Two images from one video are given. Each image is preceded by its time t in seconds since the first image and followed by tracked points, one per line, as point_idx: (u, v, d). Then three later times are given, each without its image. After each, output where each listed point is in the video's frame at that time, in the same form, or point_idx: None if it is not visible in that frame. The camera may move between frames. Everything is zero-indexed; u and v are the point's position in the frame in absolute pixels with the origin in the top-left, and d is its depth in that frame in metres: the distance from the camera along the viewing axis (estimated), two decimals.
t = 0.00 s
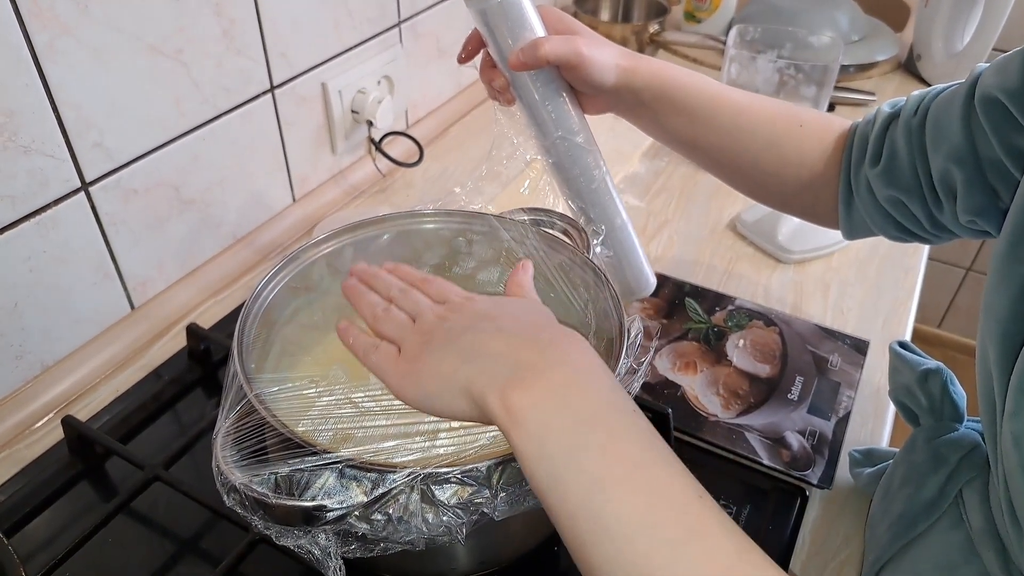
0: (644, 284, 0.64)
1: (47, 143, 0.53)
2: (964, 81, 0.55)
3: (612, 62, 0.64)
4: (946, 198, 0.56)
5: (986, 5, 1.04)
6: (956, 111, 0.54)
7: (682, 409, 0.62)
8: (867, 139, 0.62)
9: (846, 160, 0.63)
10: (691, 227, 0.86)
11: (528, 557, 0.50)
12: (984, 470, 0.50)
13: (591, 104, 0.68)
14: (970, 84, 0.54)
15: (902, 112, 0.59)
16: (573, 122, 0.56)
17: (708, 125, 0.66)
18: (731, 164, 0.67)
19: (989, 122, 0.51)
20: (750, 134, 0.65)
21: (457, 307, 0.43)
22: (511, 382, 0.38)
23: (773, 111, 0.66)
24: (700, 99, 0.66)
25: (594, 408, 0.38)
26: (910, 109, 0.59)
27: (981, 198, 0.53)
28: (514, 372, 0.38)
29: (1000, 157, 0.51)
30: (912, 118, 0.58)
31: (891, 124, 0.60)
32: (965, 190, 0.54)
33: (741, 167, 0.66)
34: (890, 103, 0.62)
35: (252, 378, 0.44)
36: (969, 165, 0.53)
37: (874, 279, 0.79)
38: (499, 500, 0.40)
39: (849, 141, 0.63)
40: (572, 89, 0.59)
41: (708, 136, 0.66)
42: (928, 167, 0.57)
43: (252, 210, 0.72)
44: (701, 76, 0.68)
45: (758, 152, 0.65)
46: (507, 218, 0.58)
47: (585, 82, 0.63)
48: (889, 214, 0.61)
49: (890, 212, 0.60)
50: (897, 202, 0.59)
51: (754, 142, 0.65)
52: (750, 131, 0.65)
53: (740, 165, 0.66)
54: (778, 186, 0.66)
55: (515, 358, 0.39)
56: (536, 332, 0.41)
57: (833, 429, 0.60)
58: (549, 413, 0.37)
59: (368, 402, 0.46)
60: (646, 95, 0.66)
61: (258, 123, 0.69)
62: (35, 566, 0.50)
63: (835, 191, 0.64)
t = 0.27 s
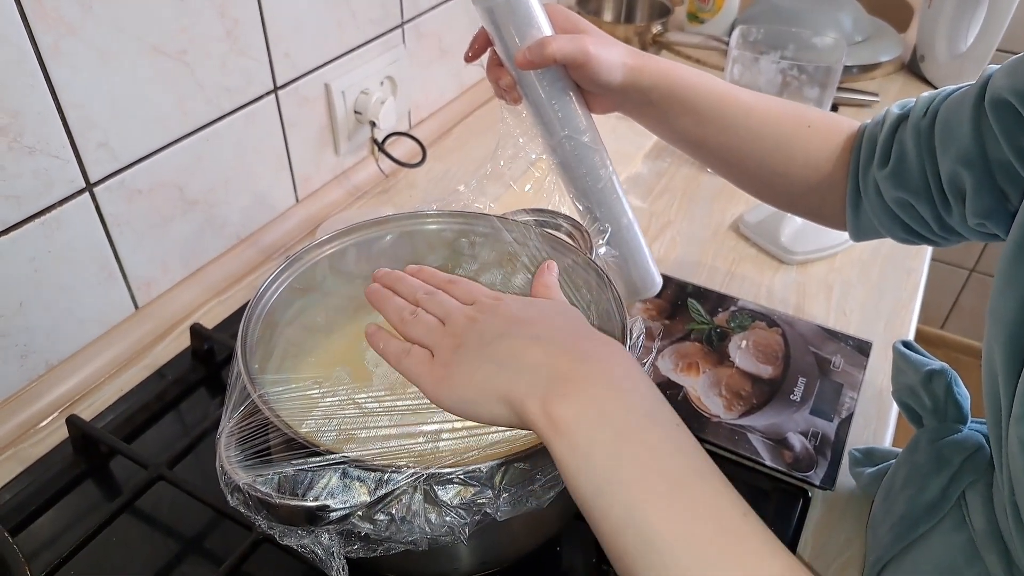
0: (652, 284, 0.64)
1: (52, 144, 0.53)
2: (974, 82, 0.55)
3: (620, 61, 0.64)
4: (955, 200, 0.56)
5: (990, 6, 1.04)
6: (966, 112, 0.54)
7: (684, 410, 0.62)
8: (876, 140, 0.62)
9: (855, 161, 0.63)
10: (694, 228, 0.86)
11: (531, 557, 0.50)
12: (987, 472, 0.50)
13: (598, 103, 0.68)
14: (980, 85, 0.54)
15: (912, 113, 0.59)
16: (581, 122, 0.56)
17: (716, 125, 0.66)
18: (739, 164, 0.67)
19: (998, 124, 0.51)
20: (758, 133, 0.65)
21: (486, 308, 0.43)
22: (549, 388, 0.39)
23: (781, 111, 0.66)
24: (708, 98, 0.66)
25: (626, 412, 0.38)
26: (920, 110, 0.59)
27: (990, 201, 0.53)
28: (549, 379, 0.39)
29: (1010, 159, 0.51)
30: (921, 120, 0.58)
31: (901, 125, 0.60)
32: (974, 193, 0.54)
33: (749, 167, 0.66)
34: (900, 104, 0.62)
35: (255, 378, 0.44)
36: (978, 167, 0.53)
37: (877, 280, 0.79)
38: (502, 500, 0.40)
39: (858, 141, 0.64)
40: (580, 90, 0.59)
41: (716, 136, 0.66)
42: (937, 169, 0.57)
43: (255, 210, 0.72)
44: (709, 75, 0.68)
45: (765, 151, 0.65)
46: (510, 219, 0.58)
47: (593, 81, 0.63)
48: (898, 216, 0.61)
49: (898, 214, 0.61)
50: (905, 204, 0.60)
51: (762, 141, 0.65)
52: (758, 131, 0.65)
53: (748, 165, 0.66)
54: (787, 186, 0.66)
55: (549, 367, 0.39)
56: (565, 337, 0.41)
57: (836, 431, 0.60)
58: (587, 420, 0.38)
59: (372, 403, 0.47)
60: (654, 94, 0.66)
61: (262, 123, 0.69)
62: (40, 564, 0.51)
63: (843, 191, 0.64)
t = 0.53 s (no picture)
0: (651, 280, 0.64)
1: (55, 146, 0.53)
2: (971, 84, 0.55)
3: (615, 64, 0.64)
4: (952, 203, 0.56)
5: (990, 7, 1.04)
6: (962, 114, 0.54)
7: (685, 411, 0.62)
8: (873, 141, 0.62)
9: (852, 163, 0.63)
10: (695, 229, 0.86)
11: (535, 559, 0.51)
12: (982, 475, 0.49)
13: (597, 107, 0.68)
14: (976, 88, 0.54)
15: (909, 115, 0.59)
16: (579, 127, 0.56)
17: (714, 128, 0.66)
18: (735, 167, 0.67)
19: (995, 127, 0.51)
20: (756, 137, 0.65)
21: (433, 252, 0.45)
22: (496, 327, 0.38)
23: (779, 113, 0.66)
24: (704, 100, 0.66)
25: (577, 345, 0.37)
26: (915, 113, 0.59)
27: (987, 203, 0.53)
28: (499, 310, 0.39)
29: (1006, 162, 0.51)
30: (918, 122, 0.58)
31: (897, 127, 0.60)
32: (971, 195, 0.54)
33: (746, 170, 0.67)
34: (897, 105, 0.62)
35: (257, 379, 0.45)
36: (975, 169, 0.53)
37: (877, 281, 0.79)
38: (503, 501, 0.40)
39: (856, 142, 0.64)
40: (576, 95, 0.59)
41: (714, 139, 0.66)
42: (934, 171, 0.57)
43: (257, 212, 0.72)
44: (706, 79, 0.68)
45: (764, 156, 0.65)
46: (511, 220, 0.58)
47: (587, 86, 0.63)
48: (896, 218, 0.61)
49: (897, 216, 0.61)
50: (903, 206, 0.60)
51: (760, 144, 0.65)
52: (756, 135, 0.65)
53: (745, 167, 0.66)
54: (782, 188, 0.66)
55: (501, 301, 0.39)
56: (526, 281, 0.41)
57: (837, 431, 0.60)
58: (533, 354, 0.37)
59: (374, 404, 0.47)
60: (651, 98, 0.66)
61: (263, 124, 0.69)
62: (43, 565, 0.51)
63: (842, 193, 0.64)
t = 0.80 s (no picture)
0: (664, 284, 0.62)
1: (55, 145, 0.53)
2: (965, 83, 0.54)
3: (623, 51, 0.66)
4: (945, 204, 0.55)
5: (992, 7, 1.04)
6: (954, 114, 0.53)
7: (686, 412, 0.62)
8: (871, 140, 0.62)
9: (849, 163, 0.63)
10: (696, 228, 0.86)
11: (535, 560, 0.51)
12: (972, 475, 0.44)
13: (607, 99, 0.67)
14: (969, 87, 0.53)
15: (905, 114, 0.59)
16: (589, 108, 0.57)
17: (715, 119, 0.66)
18: (734, 160, 0.67)
19: (985, 126, 0.50)
20: (757, 130, 0.65)
21: (613, 143, 0.44)
22: (671, 231, 0.40)
23: (781, 107, 0.66)
24: (707, 91, 0.66)
25: (719, 258, 0.40)
26: (911, 113, 0.58)
27: (979, 205, 0.52)
28: (679, 219, 0.41)
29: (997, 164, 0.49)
30: (913, 121, 0.58)
31: (894, 126, 0.60)
32: (962, 196, 0.52)
33: (745, 163, 0.66)
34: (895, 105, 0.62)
35: (257, 378, 0.44)
36: (967, 170, 0.52)
37: (878, 281, 0.79)
38: (504, 500, 0.40)
39: (855, 141, 0.63)
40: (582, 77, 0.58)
41: (715, 130, 0.66)
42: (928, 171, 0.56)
43: (257, 210, 0.72)
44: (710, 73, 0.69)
45: (764, 150, 0.65)
46: (511, 219, 0.58)
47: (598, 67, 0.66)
48: (892, 218, 0.60)
49: (893, 217, 0.60)
50: (899, 206, 0.59)
51: (760, 137, 0.65)
52: (757, 128, 0.65)
53: (745, 161, 0.66)
54: (781, 181, 0.65)
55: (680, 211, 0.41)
56: (687, 197, 0.42)
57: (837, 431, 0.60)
58: (679, 270, 0.39)
59: (374, 403, 0.47)
60: (655, 87, 0.67)
61: (264, 123, 0.69)
62: (42, 565, 0.50)
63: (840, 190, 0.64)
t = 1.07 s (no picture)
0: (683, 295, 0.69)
1: (56, 136, 0.53)
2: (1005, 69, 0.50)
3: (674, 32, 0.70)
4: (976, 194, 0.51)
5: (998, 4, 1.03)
6: (989, 100, 0.50)
7: (688, 407, 0.62)
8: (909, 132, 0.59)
9: (886, 157, 0.62)
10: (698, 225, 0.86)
11: (536, 554, 0.51)
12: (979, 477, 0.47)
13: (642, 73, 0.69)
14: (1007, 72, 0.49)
15: (944, 106, 0.56)
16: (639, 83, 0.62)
17: (752, 106, 0.67)
18: (768, 147, 0.67)
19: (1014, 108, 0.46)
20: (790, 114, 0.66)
21: (657, 82, 0.53)
22: (660, 165, 0.52)
23: (817, 97, 0.67)
24: (746, 79, 0.68)
25: (700, 161, 0.51)
26: (949, 105, 0.55)
27: (1010, 193, 0.48)
28: (673, 123, 0.51)
29: None
30: (949, 112, 0.55)
31: (932, 118, 0.57)
32: (992, 183, 0.48)
33: (779, 151, 0.67)
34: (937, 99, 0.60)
35: (259, 368, 0.44)
36: (999, 156, 0.48)
37: (881, 278, 0.79)
38: (505, 493, 0.40)
39: (893, 138, 0.62)
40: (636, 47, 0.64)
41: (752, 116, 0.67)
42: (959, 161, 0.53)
43: (260, 203, 0.72)
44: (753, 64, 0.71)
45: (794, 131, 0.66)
46: (514, 213, 0.58)
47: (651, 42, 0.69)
48: (924, 209, 0.57)
49: (924, 209, 0.57)
50: (930, 196, 0.56)
51: (793, 124, 0.66)
52: (789, 112, 0.67)
53: (779, 148, 0.67)
54: (815, 167, 0.65)
55: (680, 147, 0.51)
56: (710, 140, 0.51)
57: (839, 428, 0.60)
58: (689, 200, 0.50)
59: (376, 394, 0.47)
60: (698, 72, 0.69)
61: (266, 116, 0.69)
62: (42, 555, 0.50)
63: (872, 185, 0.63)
